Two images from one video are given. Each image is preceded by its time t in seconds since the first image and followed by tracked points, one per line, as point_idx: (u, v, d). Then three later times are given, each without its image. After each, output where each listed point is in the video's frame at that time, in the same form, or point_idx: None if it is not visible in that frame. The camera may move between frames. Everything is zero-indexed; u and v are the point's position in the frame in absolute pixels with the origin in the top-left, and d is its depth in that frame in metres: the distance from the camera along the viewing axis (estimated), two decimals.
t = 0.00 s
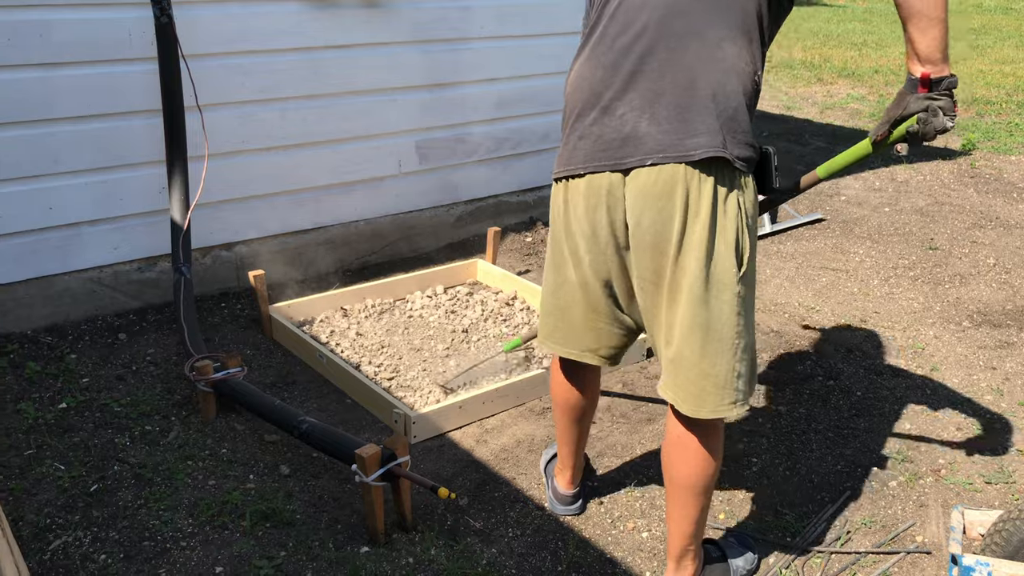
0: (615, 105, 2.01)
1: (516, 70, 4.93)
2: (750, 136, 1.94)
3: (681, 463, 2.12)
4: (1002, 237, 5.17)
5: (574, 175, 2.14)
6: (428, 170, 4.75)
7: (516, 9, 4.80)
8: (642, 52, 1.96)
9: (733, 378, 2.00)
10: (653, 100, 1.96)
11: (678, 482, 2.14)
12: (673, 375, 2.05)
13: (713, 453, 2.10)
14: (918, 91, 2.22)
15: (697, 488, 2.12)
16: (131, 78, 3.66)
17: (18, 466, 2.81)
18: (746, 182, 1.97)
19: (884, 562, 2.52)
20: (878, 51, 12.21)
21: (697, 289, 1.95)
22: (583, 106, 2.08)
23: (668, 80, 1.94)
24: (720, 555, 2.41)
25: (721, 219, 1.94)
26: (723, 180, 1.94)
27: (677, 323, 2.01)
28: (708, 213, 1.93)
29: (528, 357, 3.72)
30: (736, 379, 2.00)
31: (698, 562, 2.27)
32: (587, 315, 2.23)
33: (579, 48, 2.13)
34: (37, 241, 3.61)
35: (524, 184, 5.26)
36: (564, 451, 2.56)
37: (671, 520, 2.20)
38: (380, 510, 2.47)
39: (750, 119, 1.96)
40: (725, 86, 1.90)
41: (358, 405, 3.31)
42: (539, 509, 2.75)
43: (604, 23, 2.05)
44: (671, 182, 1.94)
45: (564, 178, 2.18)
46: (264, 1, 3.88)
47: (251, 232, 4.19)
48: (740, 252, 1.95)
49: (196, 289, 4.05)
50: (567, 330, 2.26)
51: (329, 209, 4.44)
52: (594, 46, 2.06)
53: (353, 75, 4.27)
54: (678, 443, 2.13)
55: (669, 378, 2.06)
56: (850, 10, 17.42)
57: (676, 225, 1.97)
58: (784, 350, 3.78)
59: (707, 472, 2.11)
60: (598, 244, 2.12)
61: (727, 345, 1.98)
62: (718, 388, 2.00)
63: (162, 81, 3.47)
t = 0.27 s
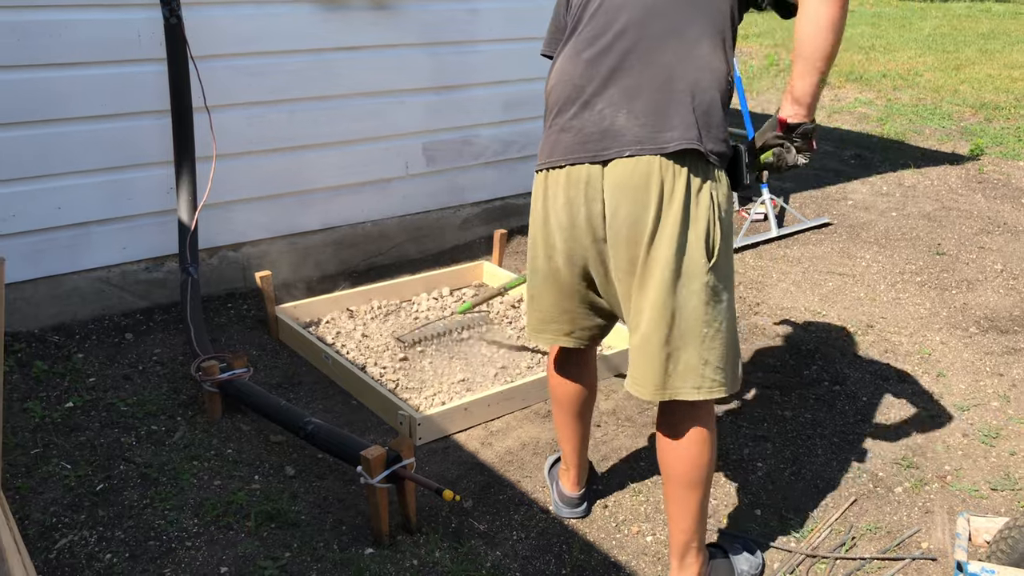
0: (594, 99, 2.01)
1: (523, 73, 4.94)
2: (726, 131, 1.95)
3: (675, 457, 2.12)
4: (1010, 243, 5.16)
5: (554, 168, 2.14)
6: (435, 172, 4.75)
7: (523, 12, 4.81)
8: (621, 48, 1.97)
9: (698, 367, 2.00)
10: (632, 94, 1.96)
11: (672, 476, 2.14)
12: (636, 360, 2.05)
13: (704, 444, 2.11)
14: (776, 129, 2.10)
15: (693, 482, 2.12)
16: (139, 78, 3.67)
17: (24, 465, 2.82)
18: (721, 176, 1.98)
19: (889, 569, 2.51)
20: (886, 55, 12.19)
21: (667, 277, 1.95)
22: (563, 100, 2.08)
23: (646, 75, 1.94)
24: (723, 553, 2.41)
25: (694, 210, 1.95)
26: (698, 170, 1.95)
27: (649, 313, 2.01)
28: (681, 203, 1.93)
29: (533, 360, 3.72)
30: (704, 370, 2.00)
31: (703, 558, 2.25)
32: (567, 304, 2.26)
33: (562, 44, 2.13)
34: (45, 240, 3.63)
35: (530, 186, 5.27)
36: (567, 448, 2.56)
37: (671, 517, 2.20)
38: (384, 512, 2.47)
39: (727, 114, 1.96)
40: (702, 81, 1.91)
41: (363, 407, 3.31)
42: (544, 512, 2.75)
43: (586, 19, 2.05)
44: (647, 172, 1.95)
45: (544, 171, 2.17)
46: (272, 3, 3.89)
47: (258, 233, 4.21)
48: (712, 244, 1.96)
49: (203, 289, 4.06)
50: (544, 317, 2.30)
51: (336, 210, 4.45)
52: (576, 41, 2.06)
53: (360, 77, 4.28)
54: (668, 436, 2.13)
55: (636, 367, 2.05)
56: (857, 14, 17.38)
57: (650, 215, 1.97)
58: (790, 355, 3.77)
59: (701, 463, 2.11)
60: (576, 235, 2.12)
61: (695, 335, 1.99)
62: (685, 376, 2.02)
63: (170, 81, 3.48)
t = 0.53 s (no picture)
0: (590, 98, 2.02)
1: (528, 77, 4.95)
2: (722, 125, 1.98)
3: (676, 451, 2.11)
4: (1016, 249, 5.14)
5: (549, 167, 2.13)
6: (440, 176, 4.76)
7: (529, 17, 4.82)
8: (615, 48, 1.98)
9: (693, 361, 2.05)
10: (628, 93, 1.98)
11: (671, 473, 2.14)
12: (630, 352, 2.08)
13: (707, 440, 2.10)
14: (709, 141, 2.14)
15: (694, 477, 2.11)
16: (146, 82, 3.69)
17: (30, 466, 2.83)
18: (715, 173, 2.03)
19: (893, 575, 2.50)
20: (893, 60, 12.17)
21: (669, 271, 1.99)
22: (558, 100, 2.08)
23: (642, 73, 1.96)
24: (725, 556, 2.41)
25: (694, 205, 1.99)
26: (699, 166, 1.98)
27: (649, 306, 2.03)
28: (681, 201, 1.96)
29: (538, 364, 3.72)
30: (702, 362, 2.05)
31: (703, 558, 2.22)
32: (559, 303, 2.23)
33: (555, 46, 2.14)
34: (52, 243, 3.65)
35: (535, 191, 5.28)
36: (568, 449, 2.55)
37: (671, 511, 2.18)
38: (388, 516, 2.48)
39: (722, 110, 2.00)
40: (698, 77, 1.93)
41: (367, 410, 3.32)
42: (547, 517, 2.75)
43: (578, 21, 2.06)
44: (649, 167, 1.97)
45: (539, 171, 2.17)
46: (279, 7, 3.91)
47: (264, 236, 4.22)
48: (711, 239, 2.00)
49: (209, 292, 4.08)
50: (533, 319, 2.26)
51: (341, 214, 4.46)
52: (569, 43, 2.07)
53: (365, 80, 4.29)
54: (667, 432, 2.13)
55: (633, 359, 2.07)
56: (864, 19, 17.37)
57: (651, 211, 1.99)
58: (794, 360, 3.76)
59: (704, 459, 2.10)
60: (574, 232, 2.12)
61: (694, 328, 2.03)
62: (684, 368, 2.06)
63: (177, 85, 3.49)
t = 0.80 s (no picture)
0: (593, 104, 2.02)
1: (529, 80, 4.96)
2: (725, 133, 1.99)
3: (655, 461, 2.12)
4: (1017, 251, 5.14)
5: (551, 172, 2.13)
6: (441, 179, 4.77)
7: (530, 20, 4.83)
8: (620, 52, 1.98)
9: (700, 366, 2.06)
10: (632, 99, 1.98)
11: (650, 482, 2.13)
12: (639, 362, 2.06)
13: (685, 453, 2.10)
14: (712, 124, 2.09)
15: (670, 488, 2.11)
16: (148, 85, 3.70)
17: (31, 469, 2.84)
18: (717, 180, 2.01)
19: None
20: (894, 63, 12.17)
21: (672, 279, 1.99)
22: (560, 106, 2.08)
23: (645, 79, 1.97)
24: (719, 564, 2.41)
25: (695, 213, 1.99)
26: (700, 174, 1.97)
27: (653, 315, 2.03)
28: (684, 207, 1.96)
29: (538, 367, 3.72)
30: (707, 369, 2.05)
31: None
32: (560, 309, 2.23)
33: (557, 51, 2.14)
34: (53, 246, 3.65)
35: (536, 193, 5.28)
36: (570, 457, 2.56)
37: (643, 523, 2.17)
38: (389, 518, 2.48)
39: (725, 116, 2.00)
40: (702, 84, 1.94)
41: (368, 412, 3.32)
42: (548, 519, 2.75)
43: (581, 26, 2.06)
44: (651, 176, 1.97)
45: (541, 177, 2.17)
46: (281, 10, 3.92)
47: (265, 239, 4.23)
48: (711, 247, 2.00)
49: (210, 295, 4.08)
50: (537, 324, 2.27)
51: (342, 217, 4.47)
52: (571, 48, 2.07)
53: (366, 83, 4.30)
54: (649, 440, 2.13)
55: (639, 368, 2.06)
56: (865, 22, 17.37)
57: (652, 218, 1.99)
58: (795, 363, 3.76)
59: (681, 471, 2.10)
60: (576, 239, 2.12)
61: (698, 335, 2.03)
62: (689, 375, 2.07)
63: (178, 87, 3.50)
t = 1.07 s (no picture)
0: (604, 121, 2.01)
1: (529, 84, 4.96)
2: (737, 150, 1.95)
3: (655, 480, 2.12)
4: (1018, 254, 5.14)
5: (564, 189, 2.15)
6: (441, 182, 4.78)
7: (530, 24, 4.83)
8: (631, 68, 1.95)
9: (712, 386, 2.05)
10: (642, 117, 1.96)
11: (650, 499, 2.13)
12: (652, 383, 2.04)
13: (685, 472, 2.10)
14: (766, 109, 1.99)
15: (669, 507, 2.11)
16: (149, 89, 3.71)
17: (32, 472, 2.84)
18: (731, 198, 1.97)
19: None
20: (894, 66, 12.18)
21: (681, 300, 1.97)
22: (573, 122, 2.08)
23: (656, 97, 1.94)
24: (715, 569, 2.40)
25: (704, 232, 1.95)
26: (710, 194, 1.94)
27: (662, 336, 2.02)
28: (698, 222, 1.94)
29: (538, 370, 3.72)
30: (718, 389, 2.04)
31: None
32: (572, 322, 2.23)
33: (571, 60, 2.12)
34: (54, 249, 3.66)
35: (536, 196, 5.29)
36: (573, 463, 2.56)
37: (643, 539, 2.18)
38: (389, 521, 2.48)
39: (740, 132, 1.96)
40: (713, 102, 1.90)
41: (368, 416, 3.32)
42: (547, 522, 2.75)
43: (594, 35, 2.02)
44: (659, 196, 1.96)
45: (554, 191, 2.18)
46: (280, 14, 3.93)
47: (266, 242, 4.23)
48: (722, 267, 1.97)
49: (210, 298, 4.09)
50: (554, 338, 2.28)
51: (343, 220, 4.47)
52: (584, 60, 2.05)
53: (366, 87, 4.30)
54: (651, 458, 2.13)
55: (648, 389, 2.06)
56: (866, 25, 17.38)
57: (659, 238, 1.98)
58: (795, 365, 3.76)
59: (680, 491, 2.10)
60: (587, 254, 2.13)
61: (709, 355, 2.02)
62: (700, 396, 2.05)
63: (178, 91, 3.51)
